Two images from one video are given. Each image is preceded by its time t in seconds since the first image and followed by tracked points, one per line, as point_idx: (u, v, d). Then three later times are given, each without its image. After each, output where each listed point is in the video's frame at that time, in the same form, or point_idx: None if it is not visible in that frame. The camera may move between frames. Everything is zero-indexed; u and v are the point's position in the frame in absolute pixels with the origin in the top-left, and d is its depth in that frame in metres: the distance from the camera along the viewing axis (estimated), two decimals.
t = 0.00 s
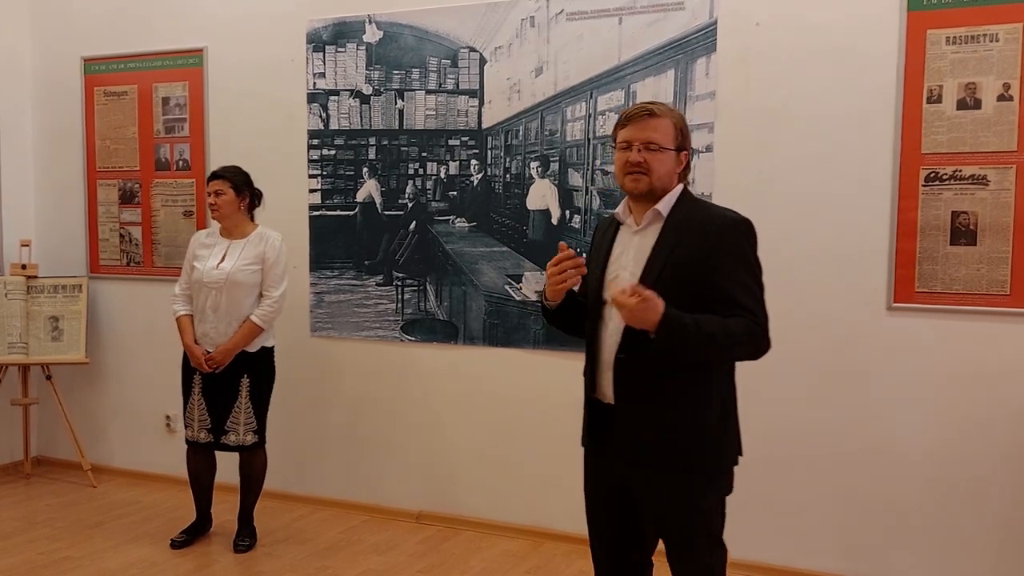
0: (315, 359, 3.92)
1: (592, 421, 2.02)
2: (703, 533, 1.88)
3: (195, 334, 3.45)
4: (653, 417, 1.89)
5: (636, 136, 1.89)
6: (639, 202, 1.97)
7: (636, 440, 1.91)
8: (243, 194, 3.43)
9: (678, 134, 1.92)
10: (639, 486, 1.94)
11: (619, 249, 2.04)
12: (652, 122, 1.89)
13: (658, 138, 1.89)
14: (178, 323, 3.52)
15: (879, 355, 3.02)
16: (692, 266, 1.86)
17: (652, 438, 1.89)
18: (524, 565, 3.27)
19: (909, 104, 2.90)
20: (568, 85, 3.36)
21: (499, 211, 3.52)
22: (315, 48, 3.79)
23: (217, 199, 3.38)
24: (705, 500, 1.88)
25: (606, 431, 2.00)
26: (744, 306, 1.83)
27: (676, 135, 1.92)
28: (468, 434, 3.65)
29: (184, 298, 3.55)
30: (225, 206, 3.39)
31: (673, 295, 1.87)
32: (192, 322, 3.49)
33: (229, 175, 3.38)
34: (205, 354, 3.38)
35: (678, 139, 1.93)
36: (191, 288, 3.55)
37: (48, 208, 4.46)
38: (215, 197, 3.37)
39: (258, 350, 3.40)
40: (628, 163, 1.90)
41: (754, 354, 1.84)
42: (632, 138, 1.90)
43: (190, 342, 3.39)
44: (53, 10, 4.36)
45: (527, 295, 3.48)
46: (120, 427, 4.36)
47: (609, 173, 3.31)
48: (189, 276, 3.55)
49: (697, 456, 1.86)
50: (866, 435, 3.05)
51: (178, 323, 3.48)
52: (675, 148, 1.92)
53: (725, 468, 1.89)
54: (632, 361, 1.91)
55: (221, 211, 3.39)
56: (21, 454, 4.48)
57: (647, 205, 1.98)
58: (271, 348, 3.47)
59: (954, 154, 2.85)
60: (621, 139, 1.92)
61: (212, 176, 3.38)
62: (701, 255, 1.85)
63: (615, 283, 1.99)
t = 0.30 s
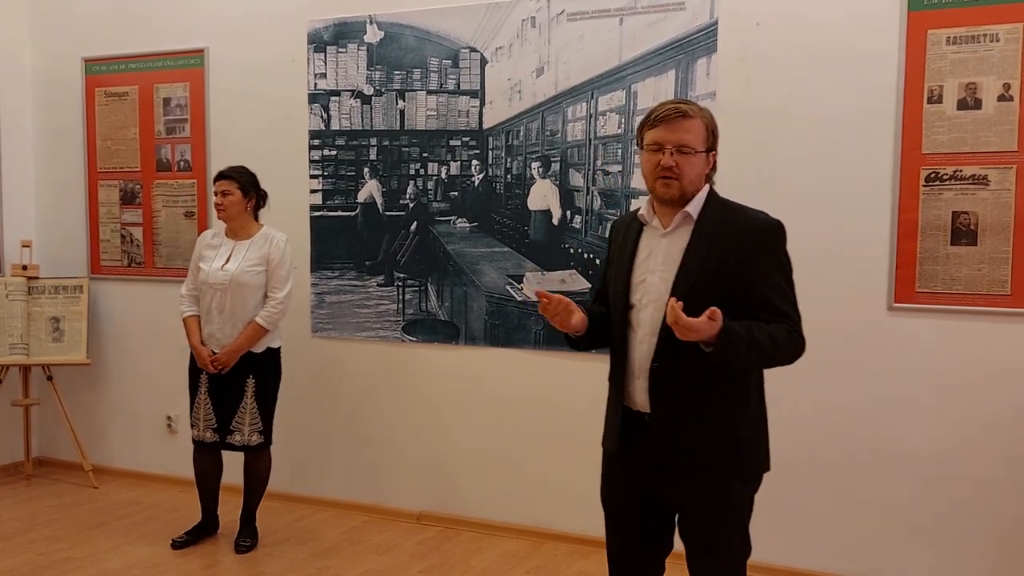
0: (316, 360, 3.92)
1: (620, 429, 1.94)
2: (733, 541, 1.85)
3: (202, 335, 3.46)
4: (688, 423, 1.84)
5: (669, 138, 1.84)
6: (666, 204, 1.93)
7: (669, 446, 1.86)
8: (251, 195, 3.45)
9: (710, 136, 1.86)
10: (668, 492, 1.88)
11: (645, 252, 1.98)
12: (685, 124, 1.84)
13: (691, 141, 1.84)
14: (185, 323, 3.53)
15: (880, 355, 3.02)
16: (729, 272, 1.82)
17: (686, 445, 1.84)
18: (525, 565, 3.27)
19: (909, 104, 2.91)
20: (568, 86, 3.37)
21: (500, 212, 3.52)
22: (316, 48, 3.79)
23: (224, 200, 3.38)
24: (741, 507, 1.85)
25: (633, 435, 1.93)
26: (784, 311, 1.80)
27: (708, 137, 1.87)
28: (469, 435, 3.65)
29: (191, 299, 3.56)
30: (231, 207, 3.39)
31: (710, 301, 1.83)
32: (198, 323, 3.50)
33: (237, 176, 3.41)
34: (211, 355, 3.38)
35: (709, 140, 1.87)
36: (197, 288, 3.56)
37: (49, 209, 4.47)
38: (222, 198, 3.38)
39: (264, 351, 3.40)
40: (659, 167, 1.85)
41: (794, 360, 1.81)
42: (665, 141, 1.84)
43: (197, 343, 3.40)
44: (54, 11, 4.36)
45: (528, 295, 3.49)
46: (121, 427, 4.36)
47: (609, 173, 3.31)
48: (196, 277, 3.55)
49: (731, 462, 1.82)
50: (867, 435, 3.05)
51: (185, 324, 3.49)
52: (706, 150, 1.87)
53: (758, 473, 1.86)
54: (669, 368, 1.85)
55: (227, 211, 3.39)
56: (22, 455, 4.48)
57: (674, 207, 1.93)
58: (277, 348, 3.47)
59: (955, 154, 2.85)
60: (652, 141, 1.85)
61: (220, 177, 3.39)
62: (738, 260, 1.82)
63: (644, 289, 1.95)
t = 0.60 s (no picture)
0: (317, 360, 3.92)
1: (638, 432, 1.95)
2: (748, 550, 1.84)
3: (207, 335, 3.46)
4: (705, 432, 1.83)
5: (678, 138, 1.84)
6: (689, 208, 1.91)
7: (687, 454, 1.86)
8: (253, 195, 3.45)
9: (722, 134, 1.84)
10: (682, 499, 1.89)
11: (669, 255, 1.97)
12: (692, 124, 1.84)
13: (699, 140, 1.83)
14: (188, 324, 3.52)
15: (881, 355, 3.02)
16: (752, 279, 1.80)
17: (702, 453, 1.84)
18: (526, 566, 3.28)
19: (910, 105, 2.91)
20: (569, 86, 3.37)
21: (501, 212, 3.53)
22: (317, 49, 3.79)
23: (227, 199, 3.38)
24: (756, 516, 1.84)
25: (652, 441, 1.94)
26: (809, 323, 1.77)
27: (721, 136, 1.84)
28: (471, 435, 3.65)
29: (194, 299, 3.54)
30: (235, 206, 3.39)
31: (730, 308, 1.82)
32: (202, 323, 3.49)
33: (241, 175, 3.41)
34: (217, 355, 3.38)
35: (724, 139, 1.85)
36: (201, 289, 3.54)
37: (49, 209, 4.46)
38: (225, 198, 3.38)
39: (270, 351, 3.40)
40: (668, 168, 1.85)
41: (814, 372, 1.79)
42: (674, 141, 1.84)
43: (203, 343, 3.40)
44: (54, 12, 4.36)
45: (529, 295, 3.49)
46: (122, 427, 4.36)
47: (611, 174, 3.32)
48: (198, 277, 3.54)
49: (746, 473, 1.81)
50: (868, 435, 3.05)
51: (189, 324, 3.48)
52: (720, 149, 1.85)
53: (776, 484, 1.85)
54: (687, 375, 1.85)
55: (231, 210, 3.40)
56: (22, 455, 4.48)
57: (699, 211, 1.91)
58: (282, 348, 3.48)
59: (956, 154, 2.86)
60: (663, 142, 1.87)
61: (224, 176, 3.40)
62: (763, 266, 1.80)
63: (666, 293, 1.94)
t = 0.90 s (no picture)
0: (318, 361, 3.92)
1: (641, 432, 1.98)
2: (746, 551, 1.83)
3: (208, 335, 3.46)
4: (700, 431, 1.85)
5: (676, 132, 1.90)
6: (696, 204, 1.93)
7: (684, 453, 1.88)
8: (255, 196, 3.45)
9: (718, 127, 1.85)
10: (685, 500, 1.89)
11: (678, 250, 2.00)
12: (688, 118, 1.88)
13: (693, 134, 1.86)
14: (189, 325, 3.52)
15: (882, 356, 3.02)
16: (746, 279, 1.80)
17: (706, 452, 1.84)
18: (528, 566, 3.28)
19: (912, 105, 2.91)
20: (570, 87, 3.37)
21: (502, 212, 3.53)
22: (318, 50, 3.79)
23: (229, 201, 3.37)
24: (752, 517, 1.83)
25: (655, 440, 1.95)
26: (798, 326, 1.76)
27: (717, 129, 1.85)
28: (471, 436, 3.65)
29: (195, 299, 3.54)
30: (238, 207, 3.39)
31: (722, 305, 1.83)
32: (203, 323, 3.49)
33: (241, 176, 3.40)
34: (218, 356, 3.38)
35: (722, 133, 1.85)
36: (201, 290, 3.54)
37: (49, 210, 4.46)
38: (226, 198, 3.37)
39: (271, 351, 3.41)
40: (666, 161, 1.91)
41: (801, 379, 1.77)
42: (672, 136, 1.90)
43: (205, 344, 3.40)
44: (55, 12, 4.36)
45: (530, 296, 3.49)
46: (123, 428, 4.36)
47: (612, 174, 3.32)
48: (199, 278, 3.54)
49: (749, 473, 1.82)
50: (868, 435, 3.06)
51: (190, 325, 3.48)
52: (717, 141, 1.85)
53: (774, 485, 1.85)
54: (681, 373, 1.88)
55: (233, 212, 3.39)
56: (23, 455, 4.48)
57: (705, 207, 1.92)
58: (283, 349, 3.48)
59: (956, 155, 2.86)
60: (667, 137, 1.93)
61: (225, 177, 3.39)
62: (759, 268, 1.79)
63: (671, 292, 1.97)
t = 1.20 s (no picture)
0: (319, 362, 3.92)
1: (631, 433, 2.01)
2: (737, 545, 1.86)
3: (203, 336, 3.45)
4: (687, 428, 1.88)
5: (672, 129, 1.99)
6: (690, 200, 2.00)
7: (672, 451, 1.90)
8: (251, 197, 3.45)
9: (708, 122, 1.91)
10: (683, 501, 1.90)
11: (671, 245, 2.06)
12: (683, 116, 1.97)
13: (684, 128, 1.94)
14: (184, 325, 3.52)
15: (883, 356, 3.02)
16: (726, 275, 1.84)
17: (704, 451, 1.86)
18: (528, 566, 3.28)
19: (913, 105, 2.91)
20: (570, 87, 3.37)
21: (502, 213, 3.53)
22: (318, 50, 3.80)
23: (227, 202, 3.38)
24: (741, 512, 1.86)
25: (645, 441, 1.97)
26: (773, 320, 1.80)
27: (708, 123, 1.92)
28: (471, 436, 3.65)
29: (190, 300, 3.54)
30: (236, 209, 3.39)
31: (703, 300, 1.86)
32: (199, 324, 3.49)
33: (237, 177, 3.40)
34: (213, 357, 3.38)
35: (712, 127, 1.92)
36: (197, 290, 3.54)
37: (50, 211, 4.46)
38: (224, 200, 3.37)
39: (265, 353, 3.40)
40: (662, 157, 2.00)
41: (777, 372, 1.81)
42: (668, 133, 1.99)
43: (199, 345, 3.40)
44: (55, 14, 4.36)
45: (531, 297, 3.49)
46: (123, 429, 4.36)
47: (612, 174, 3.31)
48: (196, 279, 3.54)
49: (745, 471, 1.84)
50: (869, 435, 3.05)
51: (185, 326, 3.48)
52: (707, 137, 1.92)
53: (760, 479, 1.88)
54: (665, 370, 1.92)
55: (231, 214, 3.40)
56: (24, 457, 4.48)
57: (698, 203, 1.98)
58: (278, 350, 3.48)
59: (957, 155, 2.86)
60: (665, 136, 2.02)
61: (222, 179, 3.40)
62: (737, 264, 1.83)
63: (660, 288, 2.03)
